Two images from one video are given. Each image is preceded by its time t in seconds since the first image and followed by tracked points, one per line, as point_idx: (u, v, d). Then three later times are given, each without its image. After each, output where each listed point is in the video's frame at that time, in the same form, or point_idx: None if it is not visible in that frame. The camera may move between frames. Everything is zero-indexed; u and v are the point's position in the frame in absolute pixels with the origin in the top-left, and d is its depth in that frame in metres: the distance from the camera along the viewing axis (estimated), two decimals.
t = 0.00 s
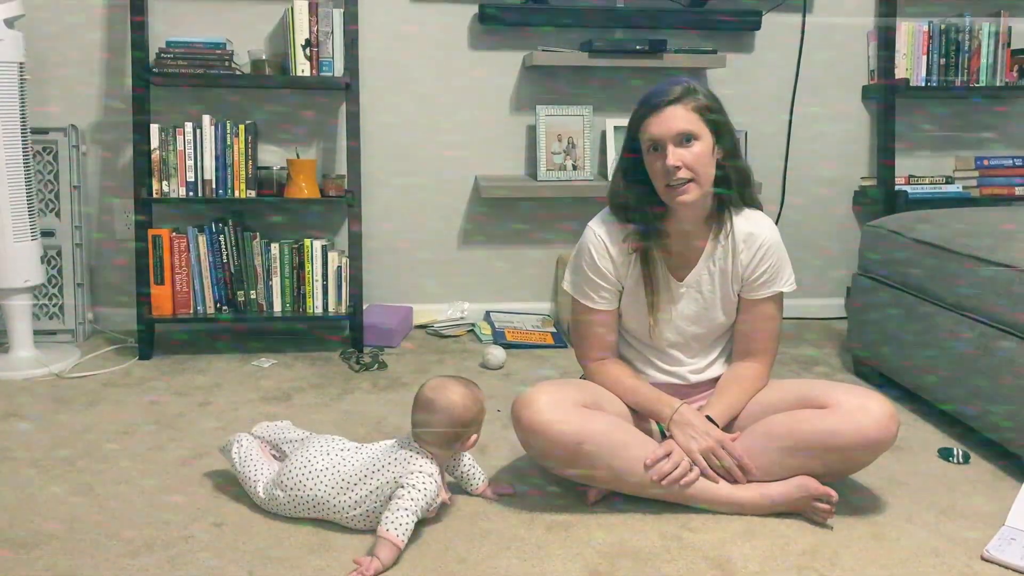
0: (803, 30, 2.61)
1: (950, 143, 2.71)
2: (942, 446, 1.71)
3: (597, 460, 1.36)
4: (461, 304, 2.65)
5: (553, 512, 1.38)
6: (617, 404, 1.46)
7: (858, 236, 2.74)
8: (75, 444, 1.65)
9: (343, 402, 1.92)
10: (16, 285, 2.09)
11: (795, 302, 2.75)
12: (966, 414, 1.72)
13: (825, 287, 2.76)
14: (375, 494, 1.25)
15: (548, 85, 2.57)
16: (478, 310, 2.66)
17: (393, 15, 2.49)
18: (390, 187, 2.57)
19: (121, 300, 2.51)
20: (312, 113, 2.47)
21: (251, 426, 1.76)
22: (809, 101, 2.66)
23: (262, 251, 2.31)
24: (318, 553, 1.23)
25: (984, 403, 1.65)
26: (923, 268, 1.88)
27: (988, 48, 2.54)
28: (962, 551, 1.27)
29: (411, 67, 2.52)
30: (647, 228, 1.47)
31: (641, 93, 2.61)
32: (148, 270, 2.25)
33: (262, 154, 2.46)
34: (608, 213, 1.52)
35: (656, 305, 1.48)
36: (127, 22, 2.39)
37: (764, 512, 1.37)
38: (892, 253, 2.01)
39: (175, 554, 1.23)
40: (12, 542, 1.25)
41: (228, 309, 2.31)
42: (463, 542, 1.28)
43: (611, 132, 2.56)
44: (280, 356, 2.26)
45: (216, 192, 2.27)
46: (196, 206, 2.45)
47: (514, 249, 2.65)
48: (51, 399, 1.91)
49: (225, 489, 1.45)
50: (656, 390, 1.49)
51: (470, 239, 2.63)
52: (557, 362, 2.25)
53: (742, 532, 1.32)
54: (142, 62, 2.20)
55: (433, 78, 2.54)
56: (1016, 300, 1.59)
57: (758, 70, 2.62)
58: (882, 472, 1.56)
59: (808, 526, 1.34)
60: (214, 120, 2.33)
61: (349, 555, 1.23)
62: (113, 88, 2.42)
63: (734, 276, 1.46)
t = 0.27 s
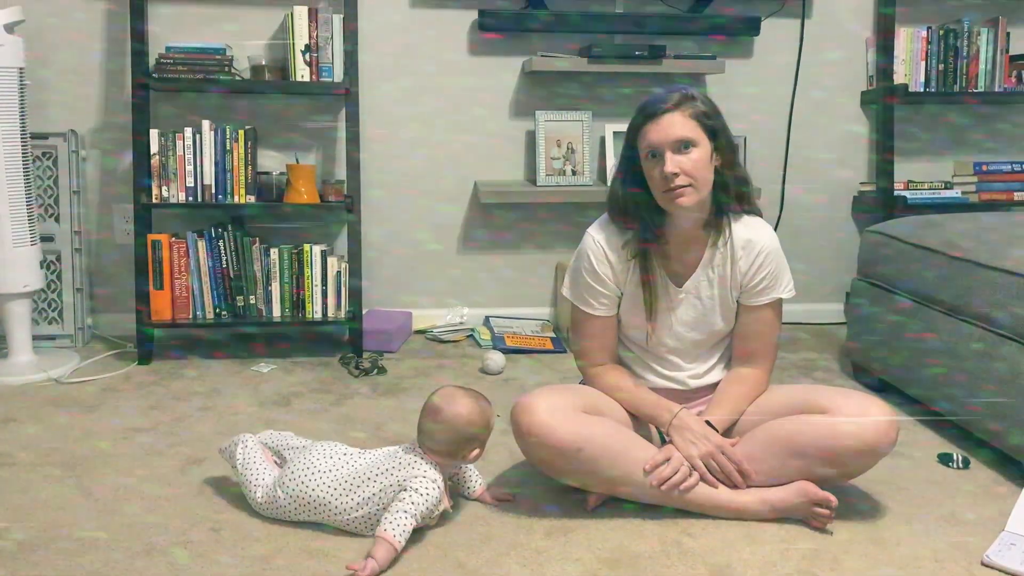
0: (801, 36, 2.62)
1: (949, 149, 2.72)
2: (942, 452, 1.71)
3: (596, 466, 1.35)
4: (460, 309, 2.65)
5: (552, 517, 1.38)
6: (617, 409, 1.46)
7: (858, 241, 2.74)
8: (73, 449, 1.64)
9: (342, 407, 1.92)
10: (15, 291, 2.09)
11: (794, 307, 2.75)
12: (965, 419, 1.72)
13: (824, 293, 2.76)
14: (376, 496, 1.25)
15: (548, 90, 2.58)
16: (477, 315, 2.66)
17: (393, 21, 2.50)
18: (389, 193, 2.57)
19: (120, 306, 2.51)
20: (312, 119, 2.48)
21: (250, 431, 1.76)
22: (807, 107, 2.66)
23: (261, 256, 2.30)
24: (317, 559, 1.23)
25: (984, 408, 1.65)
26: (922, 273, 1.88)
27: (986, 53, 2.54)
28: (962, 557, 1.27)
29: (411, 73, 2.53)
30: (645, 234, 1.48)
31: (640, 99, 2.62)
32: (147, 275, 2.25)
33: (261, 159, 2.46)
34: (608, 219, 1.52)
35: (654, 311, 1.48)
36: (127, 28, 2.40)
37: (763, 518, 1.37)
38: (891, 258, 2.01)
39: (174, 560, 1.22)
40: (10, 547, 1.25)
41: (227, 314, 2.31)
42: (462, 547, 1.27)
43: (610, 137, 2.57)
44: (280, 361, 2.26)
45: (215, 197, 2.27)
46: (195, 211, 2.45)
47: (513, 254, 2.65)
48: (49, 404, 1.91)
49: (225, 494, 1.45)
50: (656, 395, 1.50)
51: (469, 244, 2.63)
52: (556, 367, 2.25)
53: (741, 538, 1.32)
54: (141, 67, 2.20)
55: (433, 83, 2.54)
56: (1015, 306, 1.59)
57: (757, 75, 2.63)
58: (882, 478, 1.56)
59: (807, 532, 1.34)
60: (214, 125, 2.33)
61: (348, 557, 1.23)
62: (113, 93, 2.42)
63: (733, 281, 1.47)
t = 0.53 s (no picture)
0: (799, 45, 2.63)
1: (947, 157, 2.72)
2: (941, 460, 1.71)
3: (595, 475, 1.35)
4: (458, 318, 2.65)
5: (551, 526, 1.38)
6: (616, 418, 1.46)
7: (856, 249, 2.74)
8: (71, 459, 1.64)
9: (341, 416, 1.92)
10: (13, 300, 2.09)
11: (793, 316, 2.75)
12: (965, 427, 1.71)
13: (823, 301, 2.76)
14: (378, 495, 1.26)
15: (546, 99, 2.58)
16: (476, 324, 2.66)
17: (391, 30, 2.50)
18: (388, 201, 2.57)
19: (118, 315, 2.51)
20: (310, 128, 2.48)
21: (248, 440, 1.75)
22: (805, 116, 2.67)
23: (260, 265, 2.30)
24: (316, 568, 1.23)
25: (983, 417, 1.65)
26: (920, 282, 1.88)
27: (983, 63, 2.55)
28: (962, 566, 1.27)
29: (410, 82, 2.53)
30: (643, 243, 1.48)
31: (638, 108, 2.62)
32: (146, 284, 2.24)
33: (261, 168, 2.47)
34: (605, 228, 1.52)
35: (651, 320, 1.49)
36: (126, 37, 2.40)
37: (763, 527, 1.36)
38: (890, 266, 2.01)
39: (171, 570, 1.22)
40: (7, 557, 1.24)
41: (226, 323, 2.31)
42: (461, 557, 1.27)
43: (609, 146, 2.57)
44: (278, 370, 2.25)
45: (214, 207, 2.27)
46: (193, 220, 2.45)
47: (512, 262, 2.65)
48: (47, 413, 1.90)
49: (223, 502, 1.45)
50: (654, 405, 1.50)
51: (467, 253, 2.63)
52: (555, 376, 2.25)
53: (740, 547, 1.32)
54: (141, 77, 2.21)
55: (432, 92, 2.55)
56: (1013, 314, 1.60)
57: (755, 84, 2.63)
58: (881, 487, 1.56)
59: (807, 541, 1.34)
60: (213, 135, 2.33)
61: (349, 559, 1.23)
62: (112, 103, 2.42)
63: (731, 290, 1.47)
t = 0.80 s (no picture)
0: (796, 57, 2.64)
1: (944, 168, 2.73)
2: (939, 471, 1.71)
3: (594, 486, 1.35)
4: (456, 328, 2.65)
5: (549, 538, 1.37)
6: (614, 429, 1.46)
7: (853, 260, 2.75)
8: (68, 470, 1.64)
9: (339, 427, 1.92)
10: (11, 311, 2.09)
11: (790, 326, 2.75)
12: (963, 438, 1.72)
13: (820, 312, 2.76)
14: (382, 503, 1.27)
15: (544, 111, 2.59)
16: (474, 334, 2.66)
17: (389, 42, 2.51)
18: (387, 212, 2.58)
19: (116, 326, 2.51)
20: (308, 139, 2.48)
21: (247, 452, 1.75)
22: (802, 127, 2.68)
23: (258, 275, 2.31)
24: None
25: (981, 427, 1.65)
26: (918, 293, 1.89)
27: (979, 74, 2.55)
28: None
29: (409, 94, 2.54)
30: (641, 253, 1.49)
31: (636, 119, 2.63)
32: (144, 295, 2.24)
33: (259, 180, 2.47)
34: (603, 238, 1.54)
35: (648, 329, 1.50)
36: (126, 49, 2.41)
37: (761, 538, 1.36)
38: (887, 277, 2.02)
39: None
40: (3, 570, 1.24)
41: (224, 334, 2.31)
42: (459, 569, 1.27)
43: (606, 158, 2.58)
44: (276, 382, 2.25)
45: (212, 218, 2.28)
46: (191, 231, 2.45)
47: (510, 273, 2.66)
48: (44, 425, 1.90)
49: (221, 514, 1.44)
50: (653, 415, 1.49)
51: (466, 264, 2.64)
52: (553, 387, 2.25)
53: (740, 558, 1.32)
54: (140, 89, 2.21)
55: (430, 103, 2.55)
56: (1011, 325, 1.60)
57: (752, 96, 2.64)
58: (879, 498, 1.56)
59: (806, 552, 1.34)
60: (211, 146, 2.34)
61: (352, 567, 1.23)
62: (111, 115, 2.43)
63: (729, 301, 1.47)
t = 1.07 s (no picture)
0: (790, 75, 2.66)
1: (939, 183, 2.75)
2: (936, 487, 1.71)
3: (590, 504, 1.36)
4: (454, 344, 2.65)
5: (546, 555, 1.37)
6: (611, 446, 1.45)
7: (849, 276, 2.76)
8: (64, 488, 1.63)
9: (336, 444, 1.91)
10: (8, 328, 2.09)
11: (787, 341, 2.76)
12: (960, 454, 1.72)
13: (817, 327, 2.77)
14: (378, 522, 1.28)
15: (541, 128, 2.61)
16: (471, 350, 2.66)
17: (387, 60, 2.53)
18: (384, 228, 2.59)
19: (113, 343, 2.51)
20: (306, 156, 2.50)
21: (243, 469, 1.75)
22: (797, 143, 2.69)
23: (256, 292, 2.31)
24: None
25: (978, 443, 1.66)
26: (913, 308, 1.90)
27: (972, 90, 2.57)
28: None
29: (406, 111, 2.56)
30: (637, 270, 1.50)
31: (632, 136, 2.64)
32: (141, 312, 2.25)
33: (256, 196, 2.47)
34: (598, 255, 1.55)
35: (644, 346, 1.51)
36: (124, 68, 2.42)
37: (758, 556, 1.36)
38: (882, 293, 2.03)
39: None
40: None
41: (221, 351, 2.30)
42: None
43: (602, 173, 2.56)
44: (273, 398, 2.25)
45: (210, 235, 2.28)
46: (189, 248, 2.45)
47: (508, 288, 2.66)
48: (40, 442, 1.90)
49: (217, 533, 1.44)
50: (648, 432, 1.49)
51: (463, 280, 2.64)
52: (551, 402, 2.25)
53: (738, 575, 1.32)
54: (138, 106, 2.22)
55: (428, 120, 2.57)
56: (1006, 341, 1.61)
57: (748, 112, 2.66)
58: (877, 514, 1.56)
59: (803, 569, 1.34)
60: (209, 163, 2.34)
61: None
62: (110, 133, 2.44)
63: (725, 318, 1.49)
